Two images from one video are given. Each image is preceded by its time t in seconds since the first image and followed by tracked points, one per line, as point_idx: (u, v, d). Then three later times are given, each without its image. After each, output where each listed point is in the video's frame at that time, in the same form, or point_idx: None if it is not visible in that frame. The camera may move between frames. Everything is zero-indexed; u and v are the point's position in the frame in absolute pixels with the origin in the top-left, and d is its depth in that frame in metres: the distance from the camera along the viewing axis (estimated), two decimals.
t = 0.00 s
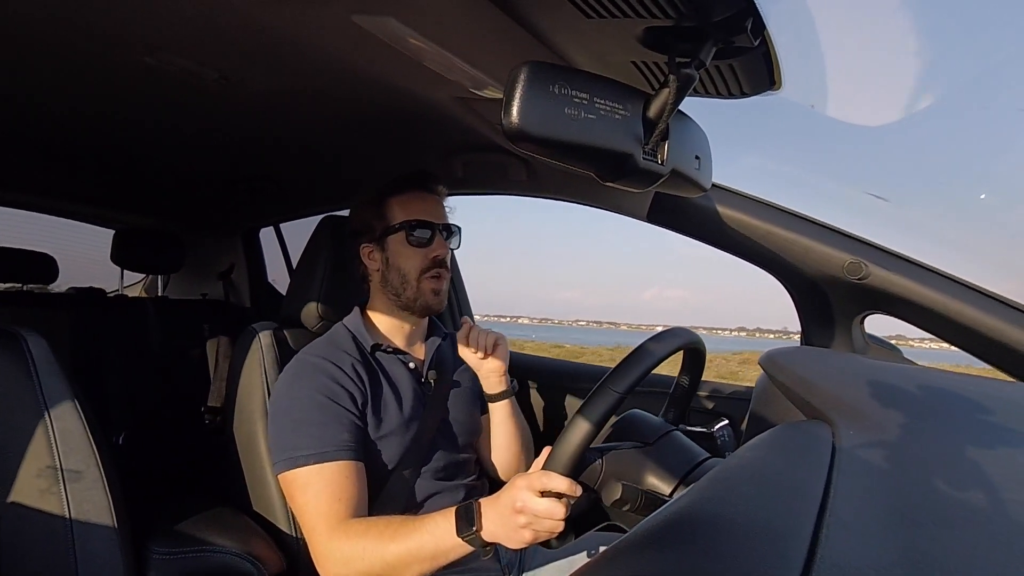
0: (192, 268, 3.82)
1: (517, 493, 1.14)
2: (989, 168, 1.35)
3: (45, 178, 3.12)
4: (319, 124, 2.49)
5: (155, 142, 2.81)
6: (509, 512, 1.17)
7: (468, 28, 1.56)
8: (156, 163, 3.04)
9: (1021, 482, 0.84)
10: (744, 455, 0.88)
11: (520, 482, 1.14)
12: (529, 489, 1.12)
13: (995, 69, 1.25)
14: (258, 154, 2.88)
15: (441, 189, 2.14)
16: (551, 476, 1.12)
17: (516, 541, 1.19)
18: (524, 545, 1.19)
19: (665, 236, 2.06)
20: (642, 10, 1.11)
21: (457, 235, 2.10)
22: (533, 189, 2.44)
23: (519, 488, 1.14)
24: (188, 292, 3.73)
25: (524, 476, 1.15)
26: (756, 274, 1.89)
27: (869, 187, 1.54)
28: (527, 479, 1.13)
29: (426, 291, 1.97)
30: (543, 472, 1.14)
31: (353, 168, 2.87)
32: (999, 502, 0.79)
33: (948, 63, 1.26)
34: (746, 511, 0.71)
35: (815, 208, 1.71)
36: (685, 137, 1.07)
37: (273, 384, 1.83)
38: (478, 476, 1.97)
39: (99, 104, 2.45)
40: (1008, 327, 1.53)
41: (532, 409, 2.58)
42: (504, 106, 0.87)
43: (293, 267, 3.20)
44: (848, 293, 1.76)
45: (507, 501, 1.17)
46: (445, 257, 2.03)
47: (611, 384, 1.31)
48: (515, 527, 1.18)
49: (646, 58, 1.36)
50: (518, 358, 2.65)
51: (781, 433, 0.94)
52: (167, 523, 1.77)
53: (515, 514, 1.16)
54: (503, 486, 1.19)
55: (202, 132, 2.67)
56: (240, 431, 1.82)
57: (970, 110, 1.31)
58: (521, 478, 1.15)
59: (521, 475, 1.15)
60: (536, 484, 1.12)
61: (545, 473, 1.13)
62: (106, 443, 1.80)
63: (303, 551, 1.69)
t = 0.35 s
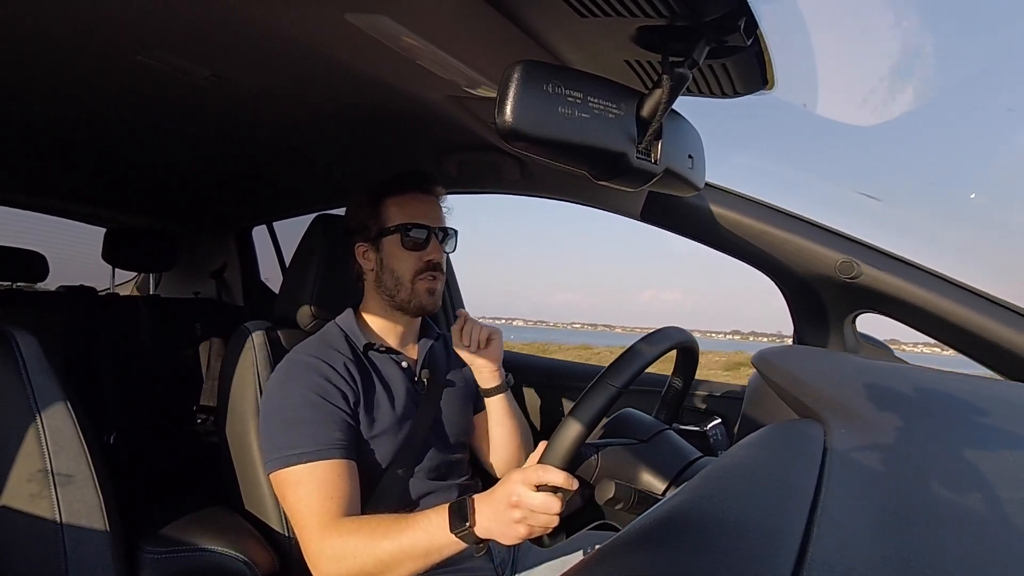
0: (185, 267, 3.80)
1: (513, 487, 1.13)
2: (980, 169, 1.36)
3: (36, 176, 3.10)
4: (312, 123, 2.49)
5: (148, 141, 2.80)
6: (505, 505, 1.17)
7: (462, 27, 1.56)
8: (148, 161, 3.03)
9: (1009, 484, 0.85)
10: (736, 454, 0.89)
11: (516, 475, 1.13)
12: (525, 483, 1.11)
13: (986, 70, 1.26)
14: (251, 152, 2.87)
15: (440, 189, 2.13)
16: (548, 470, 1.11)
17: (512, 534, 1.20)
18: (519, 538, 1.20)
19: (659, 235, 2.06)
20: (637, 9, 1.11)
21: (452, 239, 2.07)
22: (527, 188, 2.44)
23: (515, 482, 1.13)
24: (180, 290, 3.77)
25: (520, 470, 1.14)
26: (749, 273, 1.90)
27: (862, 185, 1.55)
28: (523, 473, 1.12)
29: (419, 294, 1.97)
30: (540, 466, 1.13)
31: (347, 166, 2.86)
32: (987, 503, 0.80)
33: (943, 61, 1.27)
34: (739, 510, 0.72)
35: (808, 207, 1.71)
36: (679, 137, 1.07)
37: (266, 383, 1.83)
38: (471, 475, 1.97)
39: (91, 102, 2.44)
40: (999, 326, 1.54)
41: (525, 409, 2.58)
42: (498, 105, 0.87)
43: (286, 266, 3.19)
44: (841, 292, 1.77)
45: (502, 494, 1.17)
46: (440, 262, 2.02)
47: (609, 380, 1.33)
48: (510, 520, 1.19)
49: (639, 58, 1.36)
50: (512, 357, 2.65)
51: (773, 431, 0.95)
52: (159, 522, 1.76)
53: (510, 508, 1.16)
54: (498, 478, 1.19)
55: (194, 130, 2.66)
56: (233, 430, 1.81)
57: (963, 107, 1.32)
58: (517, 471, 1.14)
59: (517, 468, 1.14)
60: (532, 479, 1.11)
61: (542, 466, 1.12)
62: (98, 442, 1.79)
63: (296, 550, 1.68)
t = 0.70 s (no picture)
0: (181, 266, 3.79)
1: (508, 488, 1.14)
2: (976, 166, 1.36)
3: (31, 174, 3.09)
4: (309, 121, 2.48)
5: (143, 139, 2.79)
6: (501, 507, 1.17)
7: (459, 25, 1.56)
8: (143, 159, 3.02)
9: (1007, 483, 0.85)
10: (733, 452, 0.89)
11: (511, 477, 1.14)
12: (520, 484, 1.12)
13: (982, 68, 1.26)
14: (247, 150, 2.86)
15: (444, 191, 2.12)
16: (542, 471, 1.11)
17: (508, 535, 1.20)
18: (516, 540, 1.19)
19: (655, 234, 2.06)
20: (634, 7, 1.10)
21: (456, 239, 2.08)
22: (523, 187, 2.44)
23: (510, 483, 1.13)
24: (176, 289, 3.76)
25: (515, 471, 1.14)
26: (746, 272, 1.90)
27: (859, 184, 1.55)
28: (518, 474, 1.13)
29: (419, 296, 1.97)
30: (534, 467, 1.13)
31: (344, 165, 2.86)
32: (984, 504, 0.80)
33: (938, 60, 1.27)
34: (735, 510, 0.72)
35: (805, 207, 1.72)
36: (675, 136, 1.07)
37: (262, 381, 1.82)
38: (468, 474, 1.97)
39: (86, 100, 2.43)
40: (996, 326, 1.54)
41: (522, 408, 2.58)
42: (494, 103, 0.87)
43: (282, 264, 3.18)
44: (836, 291, 1.77)
45: (498, 496, 1.17)
46: (442, 264, 2.03)
47: (603, 380, 1.33)
48: (506, 522, 1.18)
49: (635, 56, 1.36)
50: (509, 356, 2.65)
51: (769, 430, 0.95)
52: (155, 521, 1.76)
53: (506, 509, 1.16)
54: (494, 480, 1.19)
55: (190, 128, 2.65)
56: (229, 429, 1.81)
57: (959, 105, 1.33)
58: (512, 473, 1.14)
59: (512, 470, 1.15)
60: (527, 479, 1.11)
61: (536, 467, 1.13)
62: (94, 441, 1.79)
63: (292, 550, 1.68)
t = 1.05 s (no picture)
0: (180, 267, 3.79)
1: (505, 494, 1.14)
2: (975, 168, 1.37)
3: (30, 176, 3.09)
4: (309, 123, 2.48)
5: (143, 141, 2.79)
6: (499, 513, 1.17)
7: (458, 28, 1.56)
8: (143, 161, 3.02)
9: (1007, 487, 0.85)
10: (731, 454, 0.89)
11: (509, 483, 1.14)
12: (518, 490, 1.12)
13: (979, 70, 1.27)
14: (246, 152, 2.86)
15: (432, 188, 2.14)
16: (540, 477, 1.11)
17: (508, 541, 1.19)
18: (516, 545, 1.19)
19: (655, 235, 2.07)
20: (633, 10, 1.10)
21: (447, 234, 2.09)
22: (522, 188, 2.44)
23: (507, 489, 1.13)
24: (175, 291, 3.76)
25: (512, 477, 1.14)
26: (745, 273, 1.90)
27: (857, 187, 1.55)
28: (515, 481, 1.12)
29: (414, 291, 1.96)
30: (531, 473, 1.13)
31: (343, 166, 2.86)
32: (984, 507, 0.80)
33: (934, 63, 1.29)
34: (731, 511, 0.72)
35: (803, 209, 1.72)
36: (675, 138, 1.07)
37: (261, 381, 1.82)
38: (467, 475, 1.97)
39: (86, 102, 2.43)
40: (995, 328, 1.54)
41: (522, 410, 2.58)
42: (494, 104, 0.86)
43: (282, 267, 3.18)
44: (835, 292, 1.77)
45: (496, 502, 1.17)
46: (434, 257, 2.04)
47: (598, 385, 1.32)
48: (505, 528, 1.18)
49: (634, 58, 1.36)
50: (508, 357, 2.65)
51: (767, 432, 0.95)
52: (154, 523, 1.76)
53: (504, 515, 1.16)
54: (492, 487, 1.19)
55: (190, 130, 2.65)
56: (228, 430, 1.81)
57: (958, 107, 1.33)
58: (509, 479, 1.14)
59: (510, 476, 1.15)
60: (524, 486, 1.11)
61: (534, 473, 1.12)
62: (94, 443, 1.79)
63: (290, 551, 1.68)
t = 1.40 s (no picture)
0: (181, 272, 3.80)
1: (506, 499, 1.13)
2: (974, 173, 1.37)
3: (32, 181, 3.10)
4: (310, 128, 2.49)
5: (144, 146, 2.80)
6: (500, 518, 1.17)
7: (459, 33, 1.57)
8: (144, 166, 3.02)
9: (1011, 491, 0.85)
10: (732, 458, 0.89)
11: (509, 488, 1.13)
12: (518, 495, 1.11)
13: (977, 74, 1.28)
14: (247, 157, 2.87)
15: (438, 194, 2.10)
16: (540, 482, 1.10)
17: (509, 547, 1.19)
18: (516, 551, 1.18)
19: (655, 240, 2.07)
20: (633, 14, 1.10)
21: (452, 244, 2.06)
22: (523, 193, 2.45)
23: (508, 495, 1.13)
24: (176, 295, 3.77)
25: (512, 483, 1.14)
26: (745, 278, 1.91)
27: (858, 191, 1.55)
28: (515, 487, 1.12)
29: (406, 302, 1.95)
30: (532, 478, 1.13)
31: (344, 171, 2.86)
32: (987, 511, 0.80)
33: (933, 67, 1.29)
34: (734, 515, 0.72)
35: (803, 213, 1.72)
36: (675, 142, 1.08)
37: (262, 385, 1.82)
38: (470, 480, 1.96)
39: (88, 108, 2.44)
40: (997, 333, 1.53)
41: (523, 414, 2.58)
42: (495, 110, 0.87)
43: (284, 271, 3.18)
44: (835, 297, 1.77)
45: (496, 507, 1.17)
46: (431, 268, 2.01)
47: (598, 390, 1.32)
48: (505, 533, 1.18)
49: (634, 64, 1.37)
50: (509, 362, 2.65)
51: (769, 436, 0.95)
52: (154, 528, 1.75)
53: (505, 521, 1.15)
54: (492, 492, 1.18)
55: (191, 135, 2.66)
56: (229, 434, 1.81)
57: (956, 111, 1.33)
58: (510, 484, 1.14)
59: (510, 481, 1.14)
60: (524, 491, 1.10)
61: (534, 478, 1.12)
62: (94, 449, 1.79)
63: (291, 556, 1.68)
